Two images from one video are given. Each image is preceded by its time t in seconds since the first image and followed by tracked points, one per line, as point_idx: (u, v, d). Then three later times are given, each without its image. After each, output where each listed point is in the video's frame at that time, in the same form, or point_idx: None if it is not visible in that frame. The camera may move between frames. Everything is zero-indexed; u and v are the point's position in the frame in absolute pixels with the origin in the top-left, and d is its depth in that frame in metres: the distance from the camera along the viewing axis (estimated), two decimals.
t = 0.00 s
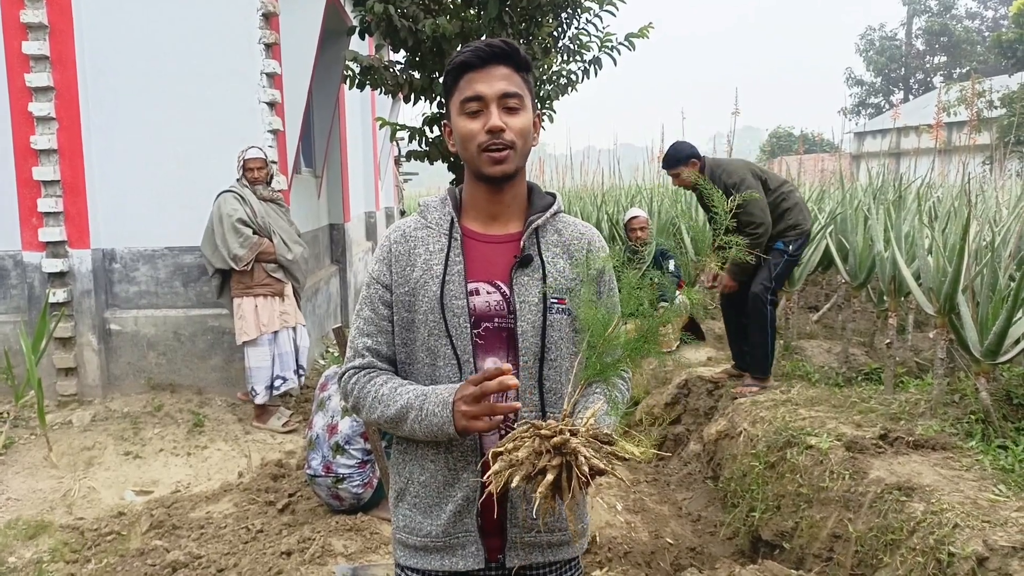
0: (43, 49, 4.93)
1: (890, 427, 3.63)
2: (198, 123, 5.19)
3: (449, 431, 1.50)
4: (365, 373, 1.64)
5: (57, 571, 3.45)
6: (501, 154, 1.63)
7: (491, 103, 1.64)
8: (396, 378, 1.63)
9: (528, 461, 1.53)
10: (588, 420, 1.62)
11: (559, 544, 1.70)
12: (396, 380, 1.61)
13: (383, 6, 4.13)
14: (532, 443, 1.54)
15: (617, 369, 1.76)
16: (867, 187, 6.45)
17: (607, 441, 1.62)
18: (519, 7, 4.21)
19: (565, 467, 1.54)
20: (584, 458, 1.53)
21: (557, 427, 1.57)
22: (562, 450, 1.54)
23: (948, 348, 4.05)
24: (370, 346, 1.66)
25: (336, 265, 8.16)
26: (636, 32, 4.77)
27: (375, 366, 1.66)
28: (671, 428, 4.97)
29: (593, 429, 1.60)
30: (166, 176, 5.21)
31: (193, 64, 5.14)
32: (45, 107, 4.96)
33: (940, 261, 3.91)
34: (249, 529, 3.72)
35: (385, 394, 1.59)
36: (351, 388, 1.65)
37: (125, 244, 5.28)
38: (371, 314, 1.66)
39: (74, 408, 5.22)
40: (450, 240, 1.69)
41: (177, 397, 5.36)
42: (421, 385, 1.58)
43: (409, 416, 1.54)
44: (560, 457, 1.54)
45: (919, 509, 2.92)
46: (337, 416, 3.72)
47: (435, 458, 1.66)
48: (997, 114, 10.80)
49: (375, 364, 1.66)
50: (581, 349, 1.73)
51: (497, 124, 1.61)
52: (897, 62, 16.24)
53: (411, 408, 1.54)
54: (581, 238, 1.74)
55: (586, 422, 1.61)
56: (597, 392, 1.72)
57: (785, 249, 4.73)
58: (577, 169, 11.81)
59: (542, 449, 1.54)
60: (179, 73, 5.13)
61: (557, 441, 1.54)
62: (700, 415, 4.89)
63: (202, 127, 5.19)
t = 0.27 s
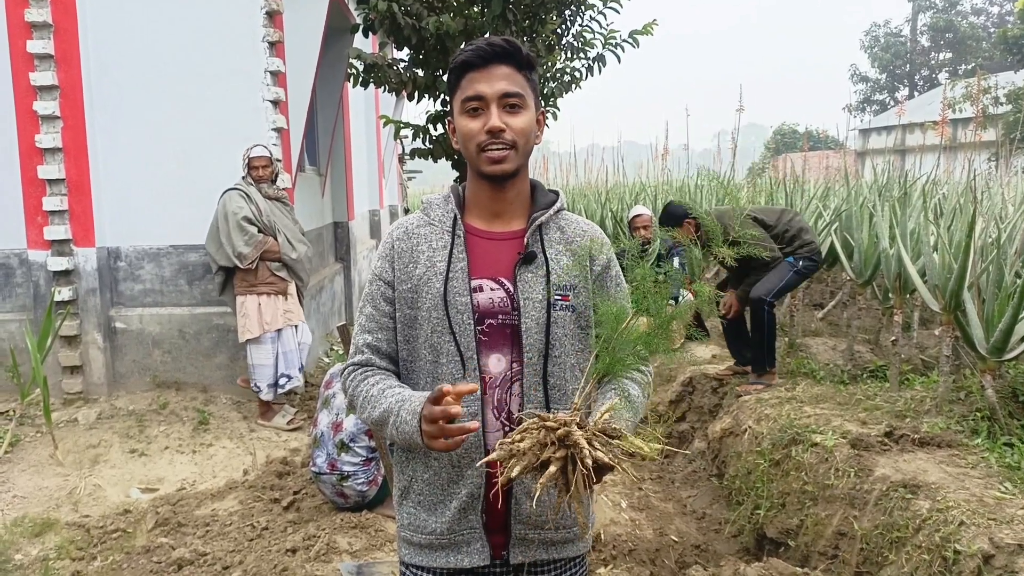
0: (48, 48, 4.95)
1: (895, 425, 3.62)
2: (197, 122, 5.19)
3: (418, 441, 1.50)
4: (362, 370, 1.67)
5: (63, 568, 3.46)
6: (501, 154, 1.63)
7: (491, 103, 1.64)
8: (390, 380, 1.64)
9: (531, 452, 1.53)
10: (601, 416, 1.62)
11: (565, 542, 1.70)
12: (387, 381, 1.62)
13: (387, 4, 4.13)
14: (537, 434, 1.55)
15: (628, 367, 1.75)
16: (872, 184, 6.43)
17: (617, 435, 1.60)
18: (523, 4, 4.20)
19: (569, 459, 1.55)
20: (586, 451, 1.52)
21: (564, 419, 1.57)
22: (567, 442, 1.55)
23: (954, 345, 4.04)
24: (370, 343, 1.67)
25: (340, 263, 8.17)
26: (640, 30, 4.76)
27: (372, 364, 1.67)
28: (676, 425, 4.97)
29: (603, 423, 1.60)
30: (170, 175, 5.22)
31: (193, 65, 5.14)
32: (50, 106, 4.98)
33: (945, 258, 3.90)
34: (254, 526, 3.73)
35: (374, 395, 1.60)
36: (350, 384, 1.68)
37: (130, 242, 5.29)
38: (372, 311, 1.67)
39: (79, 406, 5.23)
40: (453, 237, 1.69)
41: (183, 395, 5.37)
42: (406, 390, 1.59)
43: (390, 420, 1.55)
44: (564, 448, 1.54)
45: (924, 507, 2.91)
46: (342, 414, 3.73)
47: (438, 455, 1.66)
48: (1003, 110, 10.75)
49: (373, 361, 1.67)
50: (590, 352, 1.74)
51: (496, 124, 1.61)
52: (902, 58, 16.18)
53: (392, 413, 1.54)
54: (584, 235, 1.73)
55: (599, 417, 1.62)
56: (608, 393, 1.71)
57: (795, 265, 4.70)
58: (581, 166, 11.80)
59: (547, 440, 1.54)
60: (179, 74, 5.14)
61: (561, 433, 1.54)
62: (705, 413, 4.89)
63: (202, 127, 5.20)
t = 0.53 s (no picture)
0: (46, 44, 4.93)
1: (893, 424, 3.63)
2: (197, 117, 5.18)
3: (429, 437, 1.50)
4: (360, 367, 1.65)
5: (61, 565, 3.46)
6: (498, 151, 1.62)
7: (489, 100, 1.63)
8: (390, 376, 1.63)
9: (514, 411, 1.51)
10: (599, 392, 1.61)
11: (563, 539, 1.69)
12: (388, 378, 1.62)
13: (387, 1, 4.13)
14: (522, 396, 1.53)
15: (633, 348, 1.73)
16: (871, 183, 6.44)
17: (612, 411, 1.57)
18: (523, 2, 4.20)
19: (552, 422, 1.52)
20: (567, 414, 1.50)
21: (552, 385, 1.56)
22: (549, 405, 1.53)
23: (952, 345, 4.04)
24: (368, 339, 1.66)
25: (339, 261, 8.16)
26: (640, 28, 4.76)
27: (370, 360, 1.66)
28: (674, 424, 4.97)
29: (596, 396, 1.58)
30: (169, 173, 5.21)
31: (192, 59, 5.13)
32: (49, 102, 4.96)
33: (944, 258, 3.90)
34: (252, 524, 3.73)
35: (374, 391, 1.59)
36: (347, 381, 1.66)
37: (128, 239, 5.28)
38: (370, 307, 1.66)
39: (77, 403, 5.23)
40: (452, 234, 1.69)
41: (181, 392, 5.37)
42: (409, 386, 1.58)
43: (395, 415, 1.54)
44: (547, 412, 1.52)
45: (922, 506, 2.91)
46: (340, 411, 3.72)
47: (436, 452, 1.66)
48: (1002, 110, 10.75)
49: (372, 358, 1.66)
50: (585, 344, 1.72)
51: (494, 122, 1.61)
52: (901, 58, 16.18)
53: (397, 408, 1.53)
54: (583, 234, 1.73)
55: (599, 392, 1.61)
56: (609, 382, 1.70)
57: (792, 303, 4.67)
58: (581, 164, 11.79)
59: (531, 402, 1.53)
60: (178, 68, 5.13)
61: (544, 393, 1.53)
62: (703, 411, 4.89)
63: (201, 123, 5.19)
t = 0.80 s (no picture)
0: (43, 42, 4.92)
1: (891, 423, 3.63)
2: (195, 116, 5.17)
3: (436, 449, 1.53)
4: (361, 368, 1.66)
5: (58, 564, 3.45)
6: (496, 150, 1.62)
7: (488, 98, 1.63)
8: (392, 379, 1.65)
9: (483, 418, 1.47)
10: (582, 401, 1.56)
11: (562, 537, 1.70)
12: (390, 382, 1.62)
13: None
14: (494, 406, 1.49)
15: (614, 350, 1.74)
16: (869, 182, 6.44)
17: (586, 421, 1.51)
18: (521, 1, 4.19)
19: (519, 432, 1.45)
20: (535, 422, 1.45)
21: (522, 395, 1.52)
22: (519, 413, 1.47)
23: (949, 343, 4.04)
24: (367, 339, 1.67)
25: (337, 260, 8.16)
26: (638, 27, 4.76)
27: (371, 361, 1.67)
28: (672, 423, 4.97)
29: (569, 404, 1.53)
30: (166, 171, 5.21)
31: (192, 60, 5.12)
32: (46, 100, 4.95)
33: (942, 257, 3.91)
34: (250, 523, 3.72)
35: (378, 396, 1.60)
36: (349, 382, 1.68)
37: (125, 237, 5.27)
38: (369, 307, 1.67)
39: (74, 402, 5.22)
40: (450, 233, 1.69)
41: (178, 391, 5.36)
42: (413, 392, 1.59)
43: (401, 421, 1.56)
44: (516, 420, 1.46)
45: (919, 505, 2.92)
46: (338, 410, 3.72)
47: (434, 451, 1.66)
48: (999, 109, 10.77)
49: (372, 358, 1.67)
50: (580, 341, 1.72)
51: (492, 120, 1.60)
52: (899, 57, 16.18)
53: (403, 415, 1.55)
54: (581, 232, 1.73)
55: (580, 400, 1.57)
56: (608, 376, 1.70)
57: (769, 331, 4.61)
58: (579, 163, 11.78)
59: (502, 410, 1.48)
60: (178, 68, 5.12)
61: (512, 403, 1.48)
62: (701, 410, 4.89)
63: (198, 121, 5.18)
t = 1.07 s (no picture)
0: (48, 43, 4.94)
1: (896, 422, 3.62)
2: (199, 116, 5.18)
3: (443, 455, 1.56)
4: (367, 368, 1.67)
5: (64, 563, 3.46)
6: (502, 151, 1.62)
7: (494, 99, 1.63)
8: (396, 380, 1.65)
9: (479, 438, 1.49)
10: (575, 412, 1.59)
11: (566, 535, 1.70)
12: (395, 385, 1.63)
13: None
14: (490, 424, 1.51)
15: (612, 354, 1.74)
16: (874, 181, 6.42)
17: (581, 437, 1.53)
18: None
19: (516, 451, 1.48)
20: (530, 441, 1.47)
21: (517, 413, 1.53)
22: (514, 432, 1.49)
23: (955, 343, 4.03)
24: (372, 339, 1.67)
25: (341, 259, 8.17)
26: (642, 25, 4.75)
27: (377, 361, 1.68)
28: (677, 422, 4.97)
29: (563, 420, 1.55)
30: (170, 171, 5.22)
31: (191, 59, 5.13)
32: (51, 100, 4.97)
33: (947, 256, 3.90)
34: (255, 522, 3.73)
35: (383, 399, 1.61)
36: (355, 382, 1.69)
37: (130, 237, 5.28)
38: (373, 307, 1.67)
39: (80, 402, 5.24)
40: (454, 233, 1.69)
41: (183, 390, 5.37)
42: (417, 397, 1.59)
43: (406, 426, 1.56)
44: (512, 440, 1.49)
45: (925, 504, 2.91)
46: (342, 409, 3.72)
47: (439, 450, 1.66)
48: (1004, 108, 10.72)
49: (377, 358, 1.68)
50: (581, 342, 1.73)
51: (499, 121, 1.60)
52: (904, 55, 16.12)
53: (408, 419, 1.55)
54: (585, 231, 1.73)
55: (574, 412, 1.59)
56: (608, 376, 1.70)
57: (768, 329, 4.62)
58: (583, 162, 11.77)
59: (496, 430, 1.50)
60: (178, 68, 5.13)
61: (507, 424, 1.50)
62: (705, 410, 4.89)
63: (202, 121, 5.19)
